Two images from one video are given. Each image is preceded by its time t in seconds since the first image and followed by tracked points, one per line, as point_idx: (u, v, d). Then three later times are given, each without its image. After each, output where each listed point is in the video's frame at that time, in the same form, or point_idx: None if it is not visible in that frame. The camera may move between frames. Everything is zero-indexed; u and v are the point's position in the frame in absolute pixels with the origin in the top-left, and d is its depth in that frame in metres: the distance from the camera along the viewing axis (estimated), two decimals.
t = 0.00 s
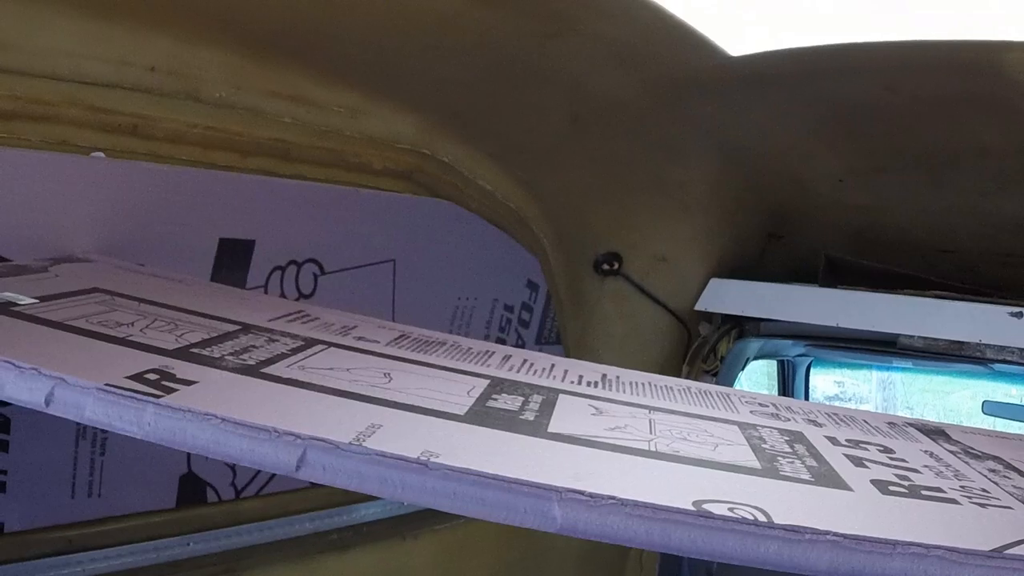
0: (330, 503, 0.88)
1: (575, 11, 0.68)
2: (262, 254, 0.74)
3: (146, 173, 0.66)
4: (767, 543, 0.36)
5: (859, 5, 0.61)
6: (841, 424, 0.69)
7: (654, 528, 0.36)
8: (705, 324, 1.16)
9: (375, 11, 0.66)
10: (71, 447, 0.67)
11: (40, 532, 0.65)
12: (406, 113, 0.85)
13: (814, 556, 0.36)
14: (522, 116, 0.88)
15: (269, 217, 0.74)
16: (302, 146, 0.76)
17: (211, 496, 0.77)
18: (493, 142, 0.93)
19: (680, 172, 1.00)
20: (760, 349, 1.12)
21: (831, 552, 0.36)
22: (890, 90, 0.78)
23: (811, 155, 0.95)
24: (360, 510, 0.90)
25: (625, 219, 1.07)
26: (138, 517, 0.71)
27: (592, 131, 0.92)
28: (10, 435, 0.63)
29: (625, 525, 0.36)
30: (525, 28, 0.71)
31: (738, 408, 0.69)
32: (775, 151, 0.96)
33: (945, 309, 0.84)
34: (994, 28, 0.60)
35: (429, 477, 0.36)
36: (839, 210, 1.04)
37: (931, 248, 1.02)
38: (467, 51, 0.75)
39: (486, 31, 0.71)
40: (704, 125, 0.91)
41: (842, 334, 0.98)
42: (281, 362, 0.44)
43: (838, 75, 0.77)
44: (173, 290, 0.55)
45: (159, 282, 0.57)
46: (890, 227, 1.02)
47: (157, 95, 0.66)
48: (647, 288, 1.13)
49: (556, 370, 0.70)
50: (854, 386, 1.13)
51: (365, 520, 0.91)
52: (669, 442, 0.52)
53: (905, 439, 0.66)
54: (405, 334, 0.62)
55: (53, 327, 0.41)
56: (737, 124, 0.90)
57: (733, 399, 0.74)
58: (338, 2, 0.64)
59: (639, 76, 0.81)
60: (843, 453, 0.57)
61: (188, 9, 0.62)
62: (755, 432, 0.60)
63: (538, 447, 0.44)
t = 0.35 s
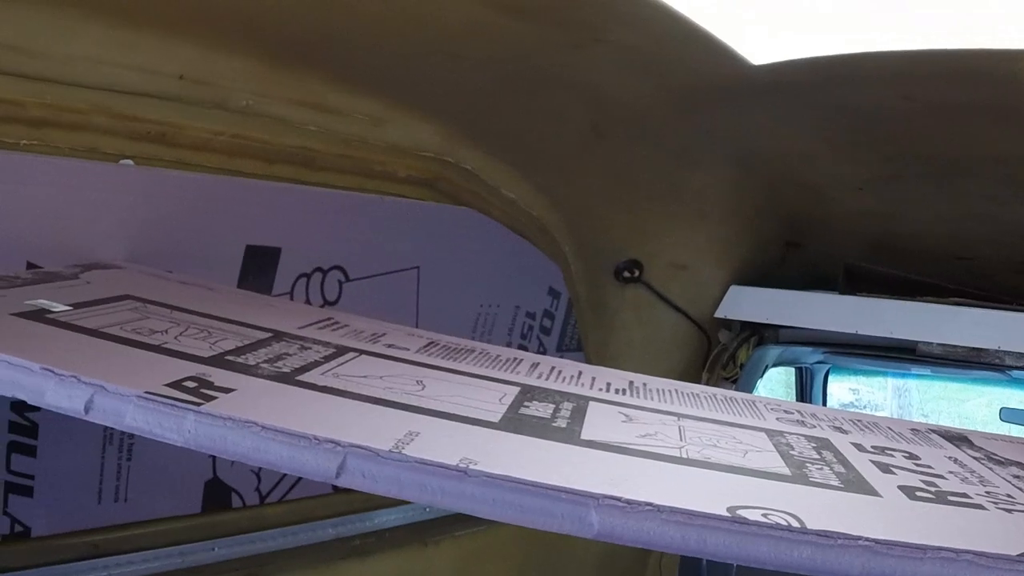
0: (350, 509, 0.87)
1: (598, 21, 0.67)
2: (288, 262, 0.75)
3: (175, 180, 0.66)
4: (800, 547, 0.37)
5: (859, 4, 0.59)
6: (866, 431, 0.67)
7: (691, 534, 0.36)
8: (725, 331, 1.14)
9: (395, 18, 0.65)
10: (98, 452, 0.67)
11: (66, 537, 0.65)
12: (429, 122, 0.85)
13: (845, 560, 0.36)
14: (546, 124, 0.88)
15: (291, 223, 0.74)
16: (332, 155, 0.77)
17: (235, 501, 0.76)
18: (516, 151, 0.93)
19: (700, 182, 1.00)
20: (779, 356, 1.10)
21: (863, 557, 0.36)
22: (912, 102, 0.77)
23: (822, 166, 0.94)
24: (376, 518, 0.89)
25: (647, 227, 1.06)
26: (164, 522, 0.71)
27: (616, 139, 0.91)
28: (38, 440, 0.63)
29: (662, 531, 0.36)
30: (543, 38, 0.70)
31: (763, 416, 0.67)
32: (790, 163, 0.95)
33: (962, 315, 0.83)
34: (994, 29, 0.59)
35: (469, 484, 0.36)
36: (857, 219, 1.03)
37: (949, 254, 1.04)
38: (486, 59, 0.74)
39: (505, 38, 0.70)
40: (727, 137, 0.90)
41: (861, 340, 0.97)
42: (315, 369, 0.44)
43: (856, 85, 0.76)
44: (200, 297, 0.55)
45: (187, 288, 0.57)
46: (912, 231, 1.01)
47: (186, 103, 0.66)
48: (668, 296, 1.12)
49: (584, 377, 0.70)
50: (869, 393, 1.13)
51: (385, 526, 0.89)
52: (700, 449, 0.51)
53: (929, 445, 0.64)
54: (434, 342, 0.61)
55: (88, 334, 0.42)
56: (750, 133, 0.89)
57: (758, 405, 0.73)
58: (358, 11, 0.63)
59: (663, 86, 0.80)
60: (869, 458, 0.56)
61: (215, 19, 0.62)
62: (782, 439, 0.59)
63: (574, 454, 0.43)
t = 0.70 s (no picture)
0: (374, 512, 0.86)
1: (624, 24, 0.66)
2: (314, 265, 0.76)
3: (202, 182, 0.67)
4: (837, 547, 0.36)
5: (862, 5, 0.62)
6: (896, 432, 0.65)
7: (728, 534, 0.35)
8: (748, 333, 1.10)
9: (421, 22, 0.65)
10: (125, 454, 0.66)
11: (94, 538, 0.64)
12: (455, 125, 0.85)
13: (883, 560, 0.36)
14: (572, 126, 0.87)
15: (314, 224, 0.75)
16: (356, 159, 0.77)
17: (261, 502, 0.76)
18: (541, 154, 0.92)
19: (724, 183, 0.98)
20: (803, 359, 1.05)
21: (899, 556, 0.36)
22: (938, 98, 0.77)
23: (845, 167, 0.93)
24: (398, 521, 0.87)
25: (672, 228, 1.04)
26: (190, 524, 0.70)
27: (640, 140, 0.90)
28: (66, 441, 0.62)
29: (700, 531, 0.35)
30: (566, 41, 0.70)
31: (793, 417, 0.65)
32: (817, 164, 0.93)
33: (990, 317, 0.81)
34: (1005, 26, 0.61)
35: (508, 484, 0.35)
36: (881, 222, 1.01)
37: (972, 258, 1.02)
38: (511, 62, 0.73)
39: (530, 41, 0.70)
40: (753, 137, 0.88)
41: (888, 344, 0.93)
42: (349, 370, 0.44)
43: (883, 84, 0.75)
44: (228, 299, 0.55)
45: (215, 290, 0.57)
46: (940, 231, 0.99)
47: (214, 106, 0.66)
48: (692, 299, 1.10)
49: (615, 378, 0.69)
50: (889, 396, 1.08)
51: (409, 530, 0.88)
52: (733, 449, 0.49)
53: (959, 447, 0.63)
54: (464, 343, 0.61)
55: (120, 334, 0.42)
56: (770, 136, 0.88)
57: (789, 408, 0.71)
58: (385, 14, 0.63)
59: (688, 87, 0.79)
60: (900, 460, 0.54)
61: (244, 23, 0.62)
62: (814, 440, 0.57)
63: (610, 454, 0.42)
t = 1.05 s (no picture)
0: (394, 512, 0.85)
1: (645, 26, 0.66)
2: (335, 266, 0.76)
3: (224, 185, 0.67)
4: (860, 548, 0.35)
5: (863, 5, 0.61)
6: (916, 434, 0.64)
7: (751, 536, 0.35)
8: (767, 334, 1.10)
9: (441, 26, 0.65)
10: (148, 455, 0.66)
11: (116, 538, 0.65)
12: (476, 126, 0.85)
13: (907, 562, 0.35)
14: (592, 127, 0.86)
15: (335, 225, 0.75)
16: (379, 161, 0.78)
17: (283, 502, 0.76)
18: (561, 154, 0.91)
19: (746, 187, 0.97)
20: (822, 359, 1.04)
21: (922, 558, 0.35)
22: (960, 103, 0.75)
23: (867, 168, 0.91)
24: (417, 521, 0.87)
25: (693, 228, 1.03)
26: (210, 524, 0.71)
27: (660, 142, 0.89)
28: (89, 441, 0.63)
29: (723, 532, 0.35)
30: (585, 43, 0.69)
31: (814, 419, 0.64)
32: (840, 166, 0.92)
33: (1010, 318, 0.79)
34: None
35: (533, 486, 0.35)
36: (908, 227, 0.99)
37: (994, 260, 0.99)
38: (530, 64, 0.73)
39: (550, 43, 0.69)
40: (774, 138, 0.88)
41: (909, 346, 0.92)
42: (373, 372, 0.44)
43: (908, 86, 0.74)
44: (251, 301, 0.55)
45: (238, 292, 0.57)
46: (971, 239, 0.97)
47: (237, 109, 0.67)
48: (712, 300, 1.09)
49: (637, 380, 0.68)
50: (907, 397, 1.06)
51: (429, 530, 0.88)
52: (756, 451, 0.49)
53: (980, 449, 0.61)
54: (485, 345, 0.60)
55: (145, 337, 0.43)
56: (790, 137, 0.87)
57: (808, 409, 0.69)
58: (405, 17, 0.63)
59: (710, 89, 0.78)
60: (921, 461, 0.53)
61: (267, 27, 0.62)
62: (835, 441, 0.56)
63: (635, 456, 0.41)
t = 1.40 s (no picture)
0: (407, 513, 0.85)
1: (659, 29, 0.66)
2: (350, 269, 0.76)
3: (241, 188, 0.67)
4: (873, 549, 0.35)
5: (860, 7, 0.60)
6: (927, 435, 0.64)
7: (765, 535, 0.35)
8: (779, 336, 1.08)
9: (454, 30, 0.65)
10: (163, 455, 0.67)
11: (131, 538, 0.65)
12: (489, 128, 0.85)
13: (919, 562, 0.35)
14: (605, 129, 0.86)
15: (350, 228, 0.75)
16: (393, 163, 0.78)
17: (297, 504, 0.76)
18: (574, 156, 0.91)
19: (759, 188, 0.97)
20: (834, 360, 1.03)
21: (933, 558, 0.35)
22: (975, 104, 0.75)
23: (881, 170, 0.91)
24: (430, 522, 0.87)
25: (707, 230, 1.03)
26: (224, 525, 0.71)
27: (672, 144, 0.89)
28: (105, 442, 0.63)
29: (737, 532, 0.35)
30: (598, 46, 0.70)
31: (826, 420, 0.63)
32: (853, 167, 0.92)
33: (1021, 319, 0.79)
34: None
35: (548, 486, 0.35)
36: (924, 229, 0.98)
37: (1004, 260, 0.97)
38: (543, 67, 0.73)
39: (563, 46, 0.69)
40: (787, 140, 0.87)
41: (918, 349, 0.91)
42: (389, 373, 0.44)
43: (923, 89, 0.73)
44: (268, 303, 0.55)
45: (254, 294, 0.57)
46: (986, 241, 0.96)
47: (253, 112, 0.67)
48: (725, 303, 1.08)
49: (650, 381, 0.68)
50: (918, 398, 1.04)
51: (442, 531, 0.88)
52: (769, 452, 0.48)
53: (991, 450, 0.61)
54: (499, 346, 0.60)
55: (163, 339, 0.43)
56: (803, 138, 0.86)
57: (820, 410, 0.69)
58: (419, 20, 0.63)
59: (723, 91, 0.78)
60: (933, 462, 0.52)
61: (282, 32, 0.63)
62: (847, 443, 0.55)
63: (649, 457, 0.41)
